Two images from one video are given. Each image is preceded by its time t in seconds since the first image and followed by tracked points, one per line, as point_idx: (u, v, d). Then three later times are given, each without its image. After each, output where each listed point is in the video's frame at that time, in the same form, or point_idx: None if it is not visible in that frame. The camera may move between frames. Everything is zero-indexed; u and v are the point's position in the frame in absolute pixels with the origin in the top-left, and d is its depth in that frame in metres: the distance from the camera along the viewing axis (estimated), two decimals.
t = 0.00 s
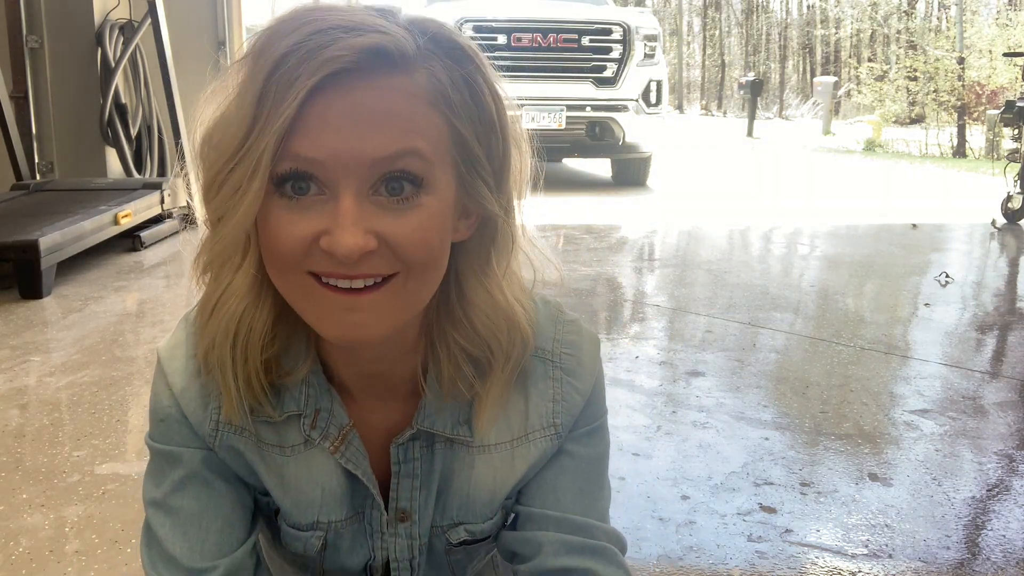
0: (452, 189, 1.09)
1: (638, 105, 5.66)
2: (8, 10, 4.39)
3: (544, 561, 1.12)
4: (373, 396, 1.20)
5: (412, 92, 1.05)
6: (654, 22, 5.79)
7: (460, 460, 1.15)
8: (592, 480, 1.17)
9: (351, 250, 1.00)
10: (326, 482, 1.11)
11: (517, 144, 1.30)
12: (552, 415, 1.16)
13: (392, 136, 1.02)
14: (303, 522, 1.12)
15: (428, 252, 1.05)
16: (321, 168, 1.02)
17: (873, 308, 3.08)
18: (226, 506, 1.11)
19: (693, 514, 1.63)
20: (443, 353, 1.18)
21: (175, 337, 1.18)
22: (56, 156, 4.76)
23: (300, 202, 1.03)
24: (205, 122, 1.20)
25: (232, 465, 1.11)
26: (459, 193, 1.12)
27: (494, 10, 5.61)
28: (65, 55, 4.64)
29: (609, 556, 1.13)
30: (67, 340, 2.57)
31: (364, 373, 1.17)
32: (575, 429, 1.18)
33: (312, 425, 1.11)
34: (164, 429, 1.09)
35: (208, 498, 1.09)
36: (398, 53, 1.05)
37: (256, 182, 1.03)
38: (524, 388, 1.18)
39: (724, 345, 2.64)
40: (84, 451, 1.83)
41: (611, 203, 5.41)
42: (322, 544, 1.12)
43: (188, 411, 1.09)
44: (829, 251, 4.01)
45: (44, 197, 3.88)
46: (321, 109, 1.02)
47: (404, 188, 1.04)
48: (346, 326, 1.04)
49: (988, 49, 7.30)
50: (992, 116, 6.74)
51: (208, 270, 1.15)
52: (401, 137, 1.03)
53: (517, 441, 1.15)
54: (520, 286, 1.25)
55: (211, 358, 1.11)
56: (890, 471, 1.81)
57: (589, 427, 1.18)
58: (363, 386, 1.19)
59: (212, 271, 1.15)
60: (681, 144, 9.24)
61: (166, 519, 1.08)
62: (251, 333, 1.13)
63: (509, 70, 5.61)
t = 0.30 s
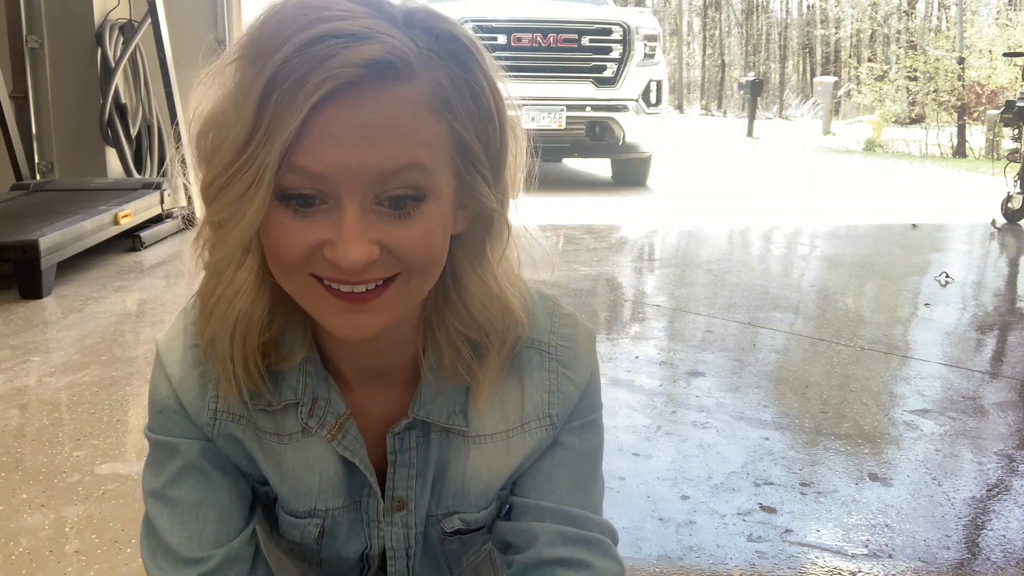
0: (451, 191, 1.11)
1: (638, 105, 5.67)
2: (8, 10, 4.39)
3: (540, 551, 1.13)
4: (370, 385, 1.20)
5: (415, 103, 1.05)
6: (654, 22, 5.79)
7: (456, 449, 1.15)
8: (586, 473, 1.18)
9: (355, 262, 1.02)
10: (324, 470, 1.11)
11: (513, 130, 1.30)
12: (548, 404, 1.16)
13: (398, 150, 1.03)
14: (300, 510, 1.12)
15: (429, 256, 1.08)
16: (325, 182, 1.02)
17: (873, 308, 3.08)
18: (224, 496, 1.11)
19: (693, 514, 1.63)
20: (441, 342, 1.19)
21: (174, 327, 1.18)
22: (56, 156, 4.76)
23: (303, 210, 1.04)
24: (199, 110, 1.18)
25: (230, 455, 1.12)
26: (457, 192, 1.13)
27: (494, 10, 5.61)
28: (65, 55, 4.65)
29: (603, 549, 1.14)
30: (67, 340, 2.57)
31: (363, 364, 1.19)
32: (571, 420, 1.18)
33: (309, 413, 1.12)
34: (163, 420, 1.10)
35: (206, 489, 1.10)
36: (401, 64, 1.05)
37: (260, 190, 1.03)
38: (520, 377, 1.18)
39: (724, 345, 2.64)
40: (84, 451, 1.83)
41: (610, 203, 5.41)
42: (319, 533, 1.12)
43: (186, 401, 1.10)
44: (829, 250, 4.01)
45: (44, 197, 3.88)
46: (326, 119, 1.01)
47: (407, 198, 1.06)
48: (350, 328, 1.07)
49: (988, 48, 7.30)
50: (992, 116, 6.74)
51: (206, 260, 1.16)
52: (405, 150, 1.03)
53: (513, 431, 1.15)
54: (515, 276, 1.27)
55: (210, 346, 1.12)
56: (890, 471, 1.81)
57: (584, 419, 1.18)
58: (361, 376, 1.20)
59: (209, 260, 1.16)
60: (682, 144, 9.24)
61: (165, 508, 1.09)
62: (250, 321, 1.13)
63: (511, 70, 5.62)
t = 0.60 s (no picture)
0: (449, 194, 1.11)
1: (638, 105, 5.67)
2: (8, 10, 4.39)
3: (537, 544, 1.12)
4: (366, 379, 1.20)
5: (410, 112, 1.05)
6: (654, 22, 5.79)
7: (453, 445, 1.16)
8: (582, 467, 1.17)
9: (354, 272, 1.03)
10: (319, 466, 1.11)
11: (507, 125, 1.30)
12: (543, 399, 1.16)
13: (396, 160, 1.02)
14: (292, 505, 1.12)
15: (427, 262, 1.08)
16: (322, 194, 1.02)
17: (873, 308, 3.08)
18: (215, 491, 1.11)
19: (693, 514, 1.63)
20: (437, 334, 1.20)
21: (170, 324, 1.19)
22: (56, 156, 4.76)
23: (301, 221, 1.04)
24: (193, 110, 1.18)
25: (222, 450, 1.12)
26: (454, 194, 1.13)
27: (494, 10, 5.61)
28: (65, 55, 4.64)
29: (600, 543, 1.13)
30: (67, 340, 2.57)
31: (361, 359, 1.19)
32: (567, 415, 1.18)
33: (304, 408, 1.12)
34: (156, 415, 1.10)
35: (199, 484, 1.10)
36: (396, 74, 1.04)
37: (257, 200, 1.03)
38: (516, 371, 1.18)
39: (724, 345, 2.64)
40: (84, 451, 1.83)
41: (610, 203, 5.41)
42: (312, 528, 1.13)
43: (179, 397, 1.10)
44: (829, 251, 4.01)
45: (45, 197, 3.88)
46: (322, 130, 1.01)
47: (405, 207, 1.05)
48: (349, 334, 1.07)
49: (988, 49, 7.30)
50: (992, 116, 6.74)
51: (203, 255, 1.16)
52: (403, 161, 1.03)
53: (509, 428, 1.15)
54: (509, 270, 1.27)
55: (205, 343, 1.12)
56: (890, 471, 1.81)
57: (579, 414, 1.18)
58: (359, 372, 1.20)
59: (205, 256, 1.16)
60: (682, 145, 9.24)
61: (156, 503, 1.08)
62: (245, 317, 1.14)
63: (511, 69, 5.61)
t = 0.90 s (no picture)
0: (445, 207, 1.09)
1: (638, 105, 5.66)
2: (8, 10, 4.40)
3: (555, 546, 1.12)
4: (361, 387, 1.19)
5: (405, 125, 1.03)
6: (654, 22, 5.79)
7: (452, 451, 1.15)
8: (591, 467, 1.17)
9: (346, 286, 1.01)
10: (313, 475, 1.10)
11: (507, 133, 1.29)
12: (546, 397, 1.16)
13: (390, 174, 1.01)
14: (284, 515, 1.11)
15: (420, 276, 1.06)
16: (314, 209, 1.00)
17: (873, 308, 3.08)
18: (194, 502, 1.11)
19: (693, 514, 1.63)
20: (434, 341, 1.19)
21: (162, 330, 1.18)
22: (56, 156, 4.76)
23: (294, 235, 1.03)
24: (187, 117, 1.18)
25: (208, 459, 1.11)
26: (451, 207, 1.12)
27: (494, 10, 5.62)
28: (65, 55, 4.64)
29: (618, 540, 1.13)
30: (67, 340, 2.57)
31: (356, 367, 1.18)
32: (567, 420, 1.17)
33: (297, 417, 1.11)
34: (143, 420, 1.09)
35: (178, 492, 1.09)
36: (391, 88, 1.02)
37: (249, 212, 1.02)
38: (515, 375, 1.18)
39: (724, 345, 2.64)
40: (84, 451, 1.83)
41: (609, 203, 5.41)
42: (303, 539, 1.11)
43: (168, 405, 1.09)
44: (828, 251, 4.01)
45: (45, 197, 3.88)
46: (315, 143, 0.99)
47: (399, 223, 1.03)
48: (341, 348, 1.06)
49: (988, 49, 7.30)
50: (992, 116, 6.74)
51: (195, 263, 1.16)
52: (397, 175, 1.01)
53: (511, 430, 1.15)
54: (508, 277, 1.26)
55: (198, 352, 1.11)
56: (890, 471, 1.81)
57: (583, 412, 1.19)
58: (354, 381, 1.19)
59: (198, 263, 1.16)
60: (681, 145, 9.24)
61: (133, 510, 1.08)
62: (238, 326, 1.13)
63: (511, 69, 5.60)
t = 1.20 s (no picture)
0: (442, 221, 1.09)
1: (638, 105, 5.66)
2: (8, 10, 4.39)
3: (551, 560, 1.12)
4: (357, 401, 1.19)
5: (401, 138, 1.03)
6: (654, 22, 5.78)
7: (451, 468, 1.15)
8: (588, 477, 1.17)
9: (340, 302, 1.01)
10: (312, 494, 1.11)
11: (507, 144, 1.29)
12: (545, 413, 1.16)
13: (386, 188, 1.00)
14: (283, 538, 1.12)
15: (417, 291, 1.06)
16: (307, 222, 1.00)
17: (873, 308, 3.08)
18: (187, 519, 1.11)
19: (693, 514, 1.63)
20: (430, 356, 1.18)
21: (158, 345, 1.18)
22: (56, 156, 4.76)
23: (287, 249, 1.02)
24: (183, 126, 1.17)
25: (204, 479, 1.12)
26: (449, 221, 1.12)
27: (494, 10, 5.63)
28: (65, 55, 4.64)
29: (616, 551, 1.13)
30: (67, 340, 2.57)
31: (352, 381, 1.18)
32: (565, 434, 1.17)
33: (296, 438, 1.11)
34: (137, 435, 1.09)
35: (171, 508, 1.09)
36: (387, 100, 1.02)
37: (242, 224, 1.01)
38: (513, 390, 1.18)
39: (724, 345, 2.64)
40: (84, 451, 1.83)
41: (609, 203, 5.41)
42: (302, 561, 1.12)
43: (165, 424, 1.10)
44: (828, 251, 4.01)
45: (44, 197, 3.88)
46: (310, 154, 0.99)
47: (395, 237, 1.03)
48: (335, 363, 1.06)
49: (988, 49, 7.31)
50: (992, 116, 6.74)
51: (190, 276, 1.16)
52: (392, 189, 1.01)
53: (510, 444, 1.15)
54: (507, 288, 1.26)
55: (192, 367, 1.11)
56: (890, 471, 1.81)
57: (582, 422, 1.18)
58: (350, 395, 1.19)
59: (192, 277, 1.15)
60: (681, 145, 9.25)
61: (123, 523, 1.07)
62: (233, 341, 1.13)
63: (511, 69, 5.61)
